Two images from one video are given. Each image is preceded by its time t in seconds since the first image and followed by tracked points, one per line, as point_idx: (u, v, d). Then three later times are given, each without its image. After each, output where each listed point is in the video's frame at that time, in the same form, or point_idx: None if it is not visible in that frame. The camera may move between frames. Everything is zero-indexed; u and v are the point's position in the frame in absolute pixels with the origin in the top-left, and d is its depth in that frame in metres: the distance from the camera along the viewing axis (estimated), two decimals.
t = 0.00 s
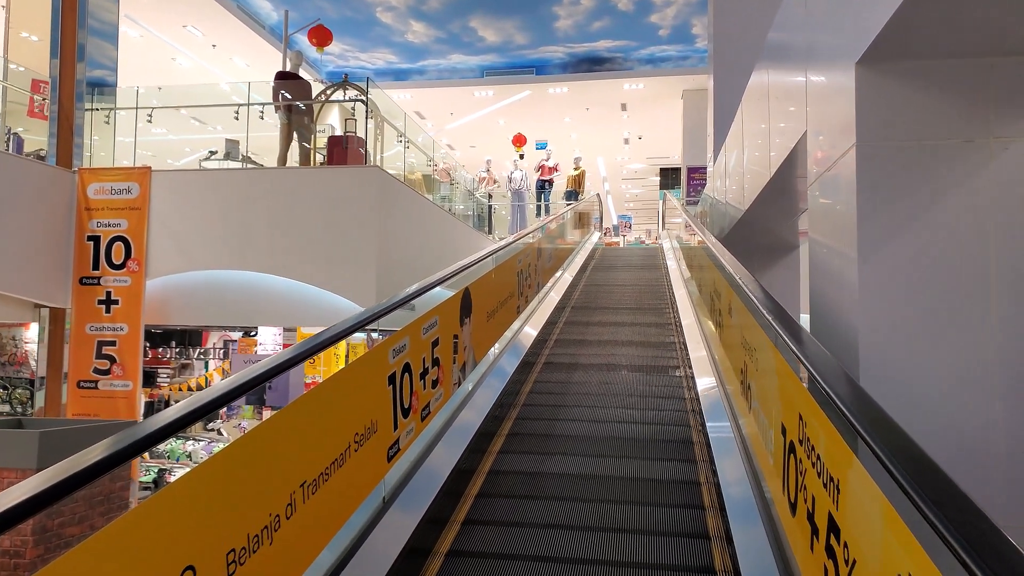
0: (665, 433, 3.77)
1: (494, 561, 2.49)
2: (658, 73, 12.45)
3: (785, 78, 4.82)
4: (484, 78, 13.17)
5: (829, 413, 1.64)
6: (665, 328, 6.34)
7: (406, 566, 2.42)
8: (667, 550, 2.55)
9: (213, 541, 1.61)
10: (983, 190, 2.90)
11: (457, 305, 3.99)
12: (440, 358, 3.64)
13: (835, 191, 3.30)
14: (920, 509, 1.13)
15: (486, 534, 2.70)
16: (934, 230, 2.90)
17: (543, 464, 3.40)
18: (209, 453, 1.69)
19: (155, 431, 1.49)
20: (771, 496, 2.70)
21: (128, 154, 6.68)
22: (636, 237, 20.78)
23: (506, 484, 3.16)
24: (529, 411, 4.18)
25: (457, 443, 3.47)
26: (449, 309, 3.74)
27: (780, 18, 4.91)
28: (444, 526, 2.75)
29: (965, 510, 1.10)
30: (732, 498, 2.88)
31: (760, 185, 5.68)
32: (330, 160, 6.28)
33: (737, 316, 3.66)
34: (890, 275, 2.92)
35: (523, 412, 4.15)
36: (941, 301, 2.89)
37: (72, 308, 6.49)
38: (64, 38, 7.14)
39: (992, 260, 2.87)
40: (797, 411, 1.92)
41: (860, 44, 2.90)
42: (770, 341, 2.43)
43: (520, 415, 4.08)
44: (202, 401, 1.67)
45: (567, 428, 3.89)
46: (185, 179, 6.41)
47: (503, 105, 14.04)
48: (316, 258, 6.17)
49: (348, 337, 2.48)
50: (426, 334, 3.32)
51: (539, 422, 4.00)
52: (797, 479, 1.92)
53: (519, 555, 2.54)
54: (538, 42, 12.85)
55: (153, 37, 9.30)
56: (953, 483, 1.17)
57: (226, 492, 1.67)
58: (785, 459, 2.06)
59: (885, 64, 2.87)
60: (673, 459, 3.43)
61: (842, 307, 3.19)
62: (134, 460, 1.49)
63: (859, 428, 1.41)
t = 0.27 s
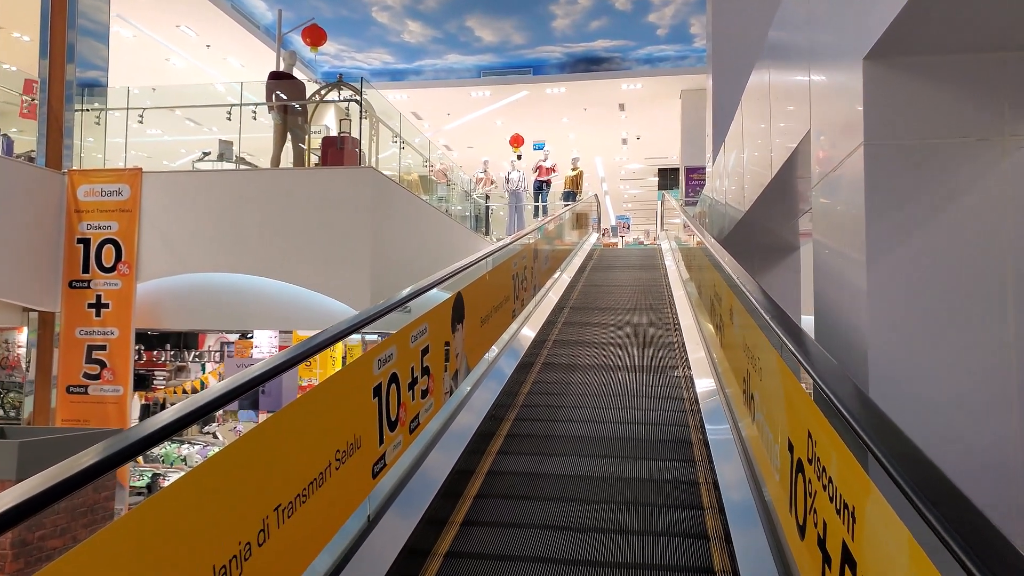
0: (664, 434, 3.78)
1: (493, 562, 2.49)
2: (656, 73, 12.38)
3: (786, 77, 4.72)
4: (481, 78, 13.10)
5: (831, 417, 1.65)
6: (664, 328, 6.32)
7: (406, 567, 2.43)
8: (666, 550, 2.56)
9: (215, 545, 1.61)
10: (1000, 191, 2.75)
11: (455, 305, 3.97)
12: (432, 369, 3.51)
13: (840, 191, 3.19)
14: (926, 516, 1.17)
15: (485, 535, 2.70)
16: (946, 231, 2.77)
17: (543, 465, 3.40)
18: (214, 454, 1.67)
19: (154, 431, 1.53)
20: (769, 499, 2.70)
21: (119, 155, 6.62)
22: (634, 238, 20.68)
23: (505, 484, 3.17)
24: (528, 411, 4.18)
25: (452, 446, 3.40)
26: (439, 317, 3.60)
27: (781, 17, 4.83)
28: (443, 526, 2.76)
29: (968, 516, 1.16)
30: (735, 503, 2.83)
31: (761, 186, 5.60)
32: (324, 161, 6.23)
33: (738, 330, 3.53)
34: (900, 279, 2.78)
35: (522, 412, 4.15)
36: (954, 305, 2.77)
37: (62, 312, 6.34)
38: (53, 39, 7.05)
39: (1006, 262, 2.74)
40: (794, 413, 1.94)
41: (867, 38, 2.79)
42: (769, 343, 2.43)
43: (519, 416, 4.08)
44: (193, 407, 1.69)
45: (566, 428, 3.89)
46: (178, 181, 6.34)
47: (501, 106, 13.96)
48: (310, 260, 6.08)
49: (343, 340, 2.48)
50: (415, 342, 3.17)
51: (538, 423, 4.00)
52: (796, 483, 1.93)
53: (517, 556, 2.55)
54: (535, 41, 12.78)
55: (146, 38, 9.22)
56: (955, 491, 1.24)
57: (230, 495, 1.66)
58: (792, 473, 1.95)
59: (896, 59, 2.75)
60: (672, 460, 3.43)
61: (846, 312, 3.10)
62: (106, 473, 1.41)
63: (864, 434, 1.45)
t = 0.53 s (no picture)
0: (662, 435, 3.79)
1: (491, 562, 2.50)
2: (654, 72, 12.31)
3: (787, 76, 4.65)
4: (478, 78, 13.02)
5: (830, 421, 1.64)
6: (661, 328, 6.29)
7: (403, 567, 2.42)
8: (662, 550, 2.58)
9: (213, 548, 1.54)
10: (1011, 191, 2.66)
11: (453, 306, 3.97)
12: (420, 379, 3.37)
13: (848, 194, 3.11)
14: (926, 524, 1.15)
15: (483, 536, 2.71)
16: (958, 236, 2.68)
17: (540, 466, 3.41)
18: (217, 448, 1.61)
19: (155, 428, 1.52)
20: (767, 502, 2.69)
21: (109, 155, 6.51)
22: (632, 239, 20.60)
23: (503, 485, 3.18)
24: (526, 412, 4.18)
25: (449, 450, 3.38)
26: (426, 325, 3.45)
27: (781, 16, 4.76)
28: (440, 527, 2.76)
29: (965, 521, 1.14)
30: (733, 508, 2.81)
31: (761, 187, 5.53)
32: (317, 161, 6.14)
33: (738, 339, 3.42)
34: (912, 283, 2.70)
35: (519, 412, 4.17)
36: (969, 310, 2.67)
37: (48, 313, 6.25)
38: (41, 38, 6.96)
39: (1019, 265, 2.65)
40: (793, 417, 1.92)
41: (874, 38, 2.72)
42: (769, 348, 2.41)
43: (516, 417, 4.08)
44: (190, 404, 1.65)
45: (564, 429, 3.90)
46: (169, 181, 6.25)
47: (498, 106, 13.89)
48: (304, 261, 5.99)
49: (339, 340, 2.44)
50: (400, 350, 3.01)
51: (536, 424, 4.00)
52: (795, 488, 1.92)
53: (515, 556, 2.56)
54: (532, 41, 12.70)
55: (139, 36, 9.11)
56: (952, 493, 1.22)
57: (228, 498, 1.60)
58: (799, 496, 1.87)
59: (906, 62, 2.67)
60: (669, 461, 3.45)
61: (852, 318, 3.02)
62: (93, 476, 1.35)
63: (861, 440, 1.44)
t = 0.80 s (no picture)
0: (658, 435, 3.81)
1: (488, 563, 2.53)
2: (652, 72, 12.24)
3: (788, 76, 4.56)
4: (474, 77, 12.93)
5: (831, 431, 1.61)
6: (658, 327, 6.27)
7: (398, 567, 2.44)
8: (658, 551, 2.61)
9: (188, 564, 1.54)
10: None
11: (447, 308, 3.94)
12: (407, 390, 3.20)
13: (854, 197, 3.01)
14: (929, 537, 1.12)
15: (479, 537, 2.74)
16: (972, 240, 2.57)
17: (537, 466, 3.43)
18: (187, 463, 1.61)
19: (148, 428, 1.50)
20: (765, 509, 2.67)
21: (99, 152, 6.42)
22: (629, 240, 20.55)
23: (499, 486, 3.20)
24: (522, 412, 4.20)
25: (443, 454, 3.34)
26: (413, 335, 3.30)
27: (783, 14, 4.66)
28: (436, 527, 2.78)
29: (968, 531, 1.11)
30: (730, 514, 2.79)
31: (761, 189, 5.46)
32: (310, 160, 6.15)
33: (739, 348, 3.29)
34: (923, 290, 2.59)
35: (515, 412, 4.18)
36: (984, 317, 2.56)
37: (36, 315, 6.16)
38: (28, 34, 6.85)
39: None
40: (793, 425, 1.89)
41: (884, 35, 2.62)
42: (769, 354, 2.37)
43: (513, 416, 4.09)
44: (181, 407, 1.62)
45: (560, 429, 3.92)
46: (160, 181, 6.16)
47: (494, 105, 13.80)
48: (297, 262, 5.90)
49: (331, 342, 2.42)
50: (384, 360, 2.85)
51: (533, 424, 4.02)
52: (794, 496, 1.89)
53: (511, 556, 2.58)
54: (529, 40, 12.62)
55: (130, 33, 9.00)
56: (955, 504, 1.19)
57: (195, 510, 1.58)
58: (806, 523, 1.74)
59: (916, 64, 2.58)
60: (666, 461, 3.47)
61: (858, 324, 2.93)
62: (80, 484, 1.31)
63: (861, 449, 1.41)
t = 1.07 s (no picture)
0: (656, 434, 3.79)
1: (484, 563, 2.50)
2: (650, 71, 12.16)
3: (790, 75, 4.47)
4: (471, 76, 12.85)
5: (831, 435, 1.60)
6: (657, 327, 6.23)
7: (396, 568, 2.41)
8: (657, 550, 2.59)
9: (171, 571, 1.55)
10: None
11: (443, 309, 3.91)
12: (393, 399, 3.07)
13: (863, 199, 2.91)
14: (934, 548, 1.11)
15: (476, 537, 2.71)
16: (991, 243, 2.44)
17: (536, 465, 3.42)
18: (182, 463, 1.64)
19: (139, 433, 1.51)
20: (764, 511, 2.65)
21: (89, 151, 6.60)
22: (627, 240, 20.47)
23: (498, 485, 3.18)
24: (521, 411, 4.18)
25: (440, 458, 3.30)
26: (399, 344, 3.16)
27: (785, 11, 4.57)
28: (434, 527, 2.76)
29: (973, 542, 1.11)
30: (729, 517, 2.76)
31: (762, 191, 5.39)
32: (304, 160, 6.24)
33: (739, 355, 3.17)
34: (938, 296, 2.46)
35: (513, 412, 4.15)
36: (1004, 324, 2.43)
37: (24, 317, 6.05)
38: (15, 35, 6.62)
39: None
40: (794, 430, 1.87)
41: (896, 29, 2.51)
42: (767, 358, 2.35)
43: (511, 416, 4.08)
44: (179, 407, 1.65)
45: (559, 428, 3.90)
46: (156, 181, 6.29)
47: (491, 104, 13.72)
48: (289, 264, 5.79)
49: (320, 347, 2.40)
50: (368, 369, 2.72)
51: (532, 423, 4.00)
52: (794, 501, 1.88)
53: (508, 556, 2.56)
54: (526, 38, 12.54)
55: (123, 32, 8.92)
56: (961, 513, 1.18)
57: (193, 509, 1.63)
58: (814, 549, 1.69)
59: (927, 62, 2.47)
60: (664, 460, 3.45)
61: (868, 333, 2.81)
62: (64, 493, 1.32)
63: (865, 457, 1.40)
